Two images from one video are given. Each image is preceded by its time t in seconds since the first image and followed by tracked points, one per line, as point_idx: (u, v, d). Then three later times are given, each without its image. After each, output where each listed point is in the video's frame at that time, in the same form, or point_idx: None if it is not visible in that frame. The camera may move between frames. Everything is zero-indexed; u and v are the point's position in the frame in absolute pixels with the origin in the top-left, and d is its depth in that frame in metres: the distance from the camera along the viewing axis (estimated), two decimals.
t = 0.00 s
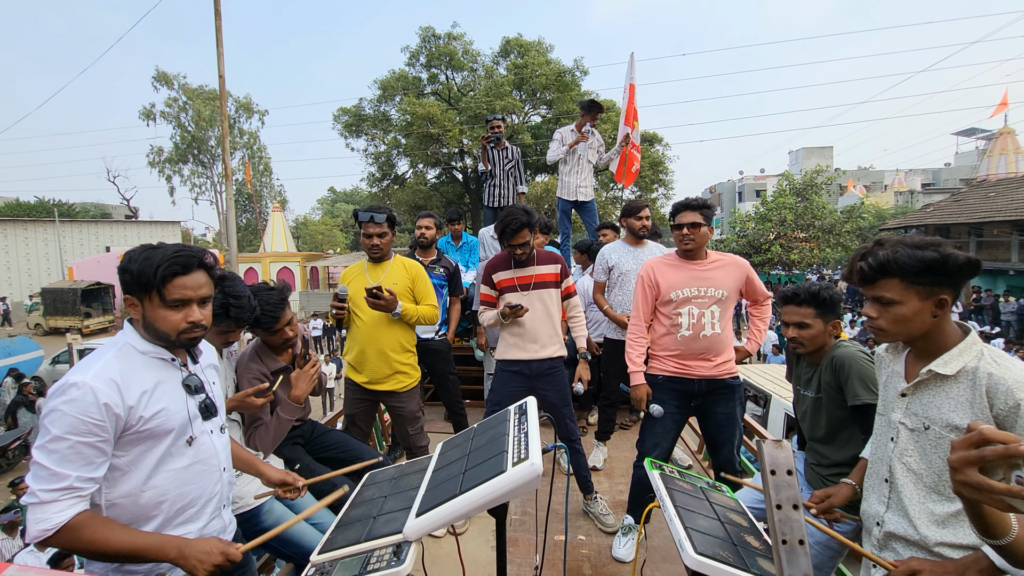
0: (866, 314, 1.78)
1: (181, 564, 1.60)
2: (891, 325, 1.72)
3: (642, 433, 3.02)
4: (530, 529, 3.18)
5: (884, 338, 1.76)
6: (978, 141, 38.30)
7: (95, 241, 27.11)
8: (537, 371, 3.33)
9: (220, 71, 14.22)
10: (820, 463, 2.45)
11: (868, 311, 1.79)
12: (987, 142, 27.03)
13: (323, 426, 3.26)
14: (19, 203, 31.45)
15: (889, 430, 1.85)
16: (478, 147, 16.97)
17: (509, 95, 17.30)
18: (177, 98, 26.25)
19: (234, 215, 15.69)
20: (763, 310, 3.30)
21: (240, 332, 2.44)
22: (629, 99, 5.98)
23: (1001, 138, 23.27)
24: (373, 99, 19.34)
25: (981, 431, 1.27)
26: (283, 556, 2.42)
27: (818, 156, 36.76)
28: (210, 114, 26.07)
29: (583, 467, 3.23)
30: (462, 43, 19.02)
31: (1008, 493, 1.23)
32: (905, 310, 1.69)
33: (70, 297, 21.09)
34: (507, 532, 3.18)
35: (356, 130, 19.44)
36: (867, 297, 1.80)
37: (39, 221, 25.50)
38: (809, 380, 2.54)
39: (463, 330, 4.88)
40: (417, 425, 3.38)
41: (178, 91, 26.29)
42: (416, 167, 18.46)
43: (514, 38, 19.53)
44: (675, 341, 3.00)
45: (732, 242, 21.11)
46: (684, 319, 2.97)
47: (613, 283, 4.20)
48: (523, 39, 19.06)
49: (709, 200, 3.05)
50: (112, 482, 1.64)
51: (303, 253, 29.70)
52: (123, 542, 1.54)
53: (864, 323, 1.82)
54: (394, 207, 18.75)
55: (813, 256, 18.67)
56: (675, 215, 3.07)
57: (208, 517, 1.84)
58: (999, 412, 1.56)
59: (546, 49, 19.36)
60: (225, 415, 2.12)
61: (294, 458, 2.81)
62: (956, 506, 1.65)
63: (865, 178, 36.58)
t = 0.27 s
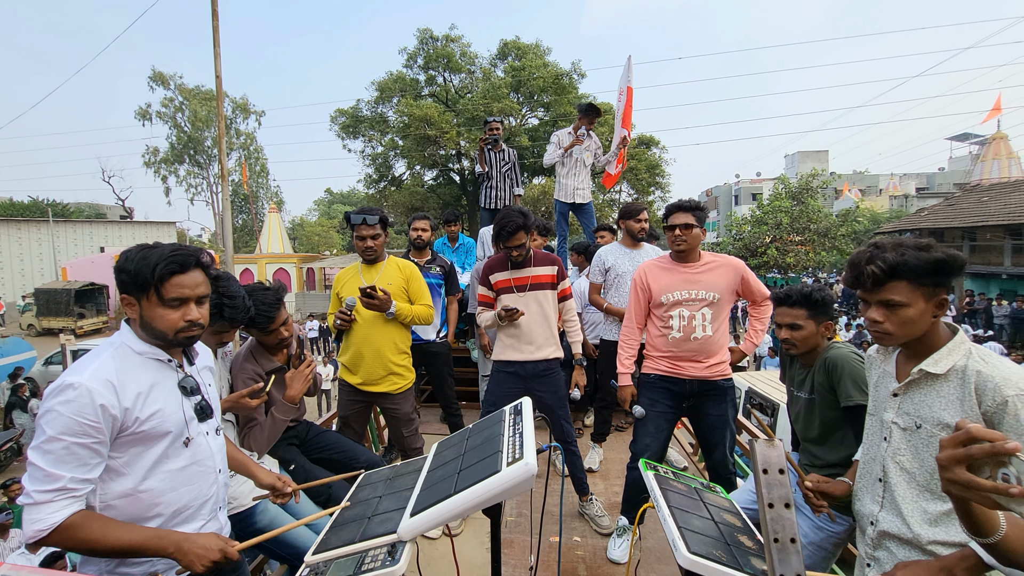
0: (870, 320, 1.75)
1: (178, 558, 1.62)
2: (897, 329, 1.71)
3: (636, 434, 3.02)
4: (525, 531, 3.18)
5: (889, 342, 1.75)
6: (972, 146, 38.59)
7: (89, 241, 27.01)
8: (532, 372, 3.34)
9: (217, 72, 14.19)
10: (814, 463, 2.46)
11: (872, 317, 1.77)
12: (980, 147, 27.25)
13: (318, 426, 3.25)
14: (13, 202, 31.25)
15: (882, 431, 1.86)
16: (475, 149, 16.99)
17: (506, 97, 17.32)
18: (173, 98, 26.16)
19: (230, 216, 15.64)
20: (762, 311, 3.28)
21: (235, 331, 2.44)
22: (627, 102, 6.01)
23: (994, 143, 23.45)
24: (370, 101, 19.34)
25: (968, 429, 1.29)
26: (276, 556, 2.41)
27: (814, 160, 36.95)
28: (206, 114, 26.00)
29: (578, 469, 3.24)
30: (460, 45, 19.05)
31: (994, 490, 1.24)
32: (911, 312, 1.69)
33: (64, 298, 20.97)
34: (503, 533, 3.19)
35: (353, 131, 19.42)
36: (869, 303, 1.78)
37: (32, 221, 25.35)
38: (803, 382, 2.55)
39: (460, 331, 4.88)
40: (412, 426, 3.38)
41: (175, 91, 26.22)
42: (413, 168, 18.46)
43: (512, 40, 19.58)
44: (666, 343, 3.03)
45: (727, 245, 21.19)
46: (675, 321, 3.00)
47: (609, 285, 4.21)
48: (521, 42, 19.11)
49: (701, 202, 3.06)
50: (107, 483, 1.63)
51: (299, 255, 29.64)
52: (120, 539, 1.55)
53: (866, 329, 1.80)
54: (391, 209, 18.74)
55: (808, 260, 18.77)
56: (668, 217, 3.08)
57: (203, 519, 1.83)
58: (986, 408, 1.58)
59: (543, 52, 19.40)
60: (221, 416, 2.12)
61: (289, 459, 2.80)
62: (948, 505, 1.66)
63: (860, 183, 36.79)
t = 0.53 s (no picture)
0: (874, 328, 1.74)
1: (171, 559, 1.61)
2: (900, 337, 1.71)
3: (626, 436, 3.02)
4: (520, 532, 3.18)
5: (890, 349, 1.74)
6: (971, 157, 38.74)
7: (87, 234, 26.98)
8: (530, 373, 3.34)
9: (220, 67, 14.18)
10: (810, 470, 2.46)
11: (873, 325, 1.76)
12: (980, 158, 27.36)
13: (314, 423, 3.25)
14: (11, 193, 31.15)
15: (878, 438, 1.87)
16: (477, 149, 17.01)
17: (508, 99, 17.34)
18: (175, 93, 26.12)
19: (229, 212, 15.63)
20: (753, 318, 3.26)
21: (232, 326, 2.44)
22: (629, 108, 6.03)
23: (994, 154, 23.56)
24: (372, 99, 19.34)
25: (963, 437, 1.29)
26: (271, 552, 2.41)
27: (814, 167, 37.04)
28: (208, 109, 25.97)
29: (574, 471, 3.24)
30: (463, 46, 19.08)
31: (989, 498, 1.25)
32: (915, 320, 1.70)
33: (61, 291, 20.90)
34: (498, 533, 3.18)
35: (354, 129, 19.42)
36: (872, 310, 1.77)
37: (31, 213, 25.27)
38: (800, 388, 2.56)
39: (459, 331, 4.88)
40: (408, 426, 3.37)
41: (177, 85, 26.19)
42: (414, 168, 18.46)
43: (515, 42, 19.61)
44: (653, 346, 3.04)
45: (726, 250, 21.22)
46: (661, 325, 3.02)
47: (609, 287, 4.21)
48: (524, 44, 19.14)
49: (690, 208, 3.07)
50: (103, 476, 1.63)
51: (298, 252, 29.61)
52: (111, 537, 1.55)
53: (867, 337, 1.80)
54: (391, 208, 18.73)
55: (806, 267, 18.83)
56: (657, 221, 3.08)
57: (199, 513, 1.83)
58: (978, 415, 1.59)
59: (546, 54, 19.43)
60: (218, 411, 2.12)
61: (285, 455, 2.80)
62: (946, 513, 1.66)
63: (860, 191, 36.89)
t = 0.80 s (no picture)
0: (890, 340, 1.74)
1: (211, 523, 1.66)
2: (915, 349, 1.72)
3: (621, 439, 3.03)
4: (518, 533, 3.19)
5: (902, 362, 1.74)
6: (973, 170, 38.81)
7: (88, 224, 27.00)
8: (531, 375, 3.35)
9: (226, 62, 14.20)
10: (808, 478, 2.47)
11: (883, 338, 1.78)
12: (982, 171, 27.42)
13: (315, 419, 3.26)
14: (13, 182, 31.13)
15: (879, 448, 1.88)
16: (480, 150, 17.03)
17: (513, 100, 17.37)
18: (180, 85, 26.15)
19: (231, 206, 15.63)
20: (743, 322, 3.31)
21: (238, 320, 2.46)
22: (636, 114, 6.06)
23: (995, 168, 23.62)
24: (377, 97, 19.36)
25: (964, 449, 1.30)
26: (269, 547, 2.41)
27: (816, 176, 37.09)
28: (212, 103, 25.99)
29: (572, 473, 3.25)
30: (469, 46, 19.11)
31: (989, 510, 1.26)
32: (930, 332, 1.71)
33: (61, 280, 20.90)
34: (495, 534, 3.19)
35: (359, 126, 19.45)
36: (887, 322, 1.76)
37: (32, 202, 25.27)
38: (801, 397, 2.57)
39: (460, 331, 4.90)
40: (409, 424, 3.38)
41: (182, 78, 26.23)
42: (417, 166, 18.48)
43: (521, 44, 19.65)
44: (654, 351, 3.03)
45: (727, 257, 21.25)
46: (663, 329, 3.01)
47: (610, 291, 4.23)
48: (530, 46, 19.18)
49: (688, 214, 3.10)
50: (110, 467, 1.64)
51: (299, 247, 29.62)
52: (150, 511, 1.58)
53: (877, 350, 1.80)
54: (393, 206, 18.74)
55: (806, 276, 18.88)
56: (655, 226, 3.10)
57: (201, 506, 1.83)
58: (978, 428, 1.60)
59: (552, 56, 19.47)
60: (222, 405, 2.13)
61: (285, 450, 2.81)
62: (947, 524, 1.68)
63: (861, 201, 36.92)
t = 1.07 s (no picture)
0: (902, 346, 1.74)
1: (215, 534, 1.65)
2: (925, 356, 1.73)
3: (625, 444, 3.05)
4: (516, 535, 3.20)
5: (911, 368, 1.74)
6: (973, 173, 38.85)
7: (87, 223, 27.02)
8: (529, 378, 3.36)
9: (228, 61, 14.23)
10: (805, 481, 2.49)
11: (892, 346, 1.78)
12: (981, 175, 27.46)
13: (315, 420, 3.27)
14: (13, 180, 31.12)
15: (879, 452, 1.90)
16: (481, 151, 17.05)
17: (513, 101, 17.40)
18: (180, 85, 26.17)
19: (231, 205, 15.63)
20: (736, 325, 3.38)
21: (240, 319, 2.45)
22: (638, 117, 6.08)
23: (995, 171, 23.65)
24: (378, 98, 19.38)
25: (956, 455, 1.32)
26: (269, 548, 2.42)
27: (816, 179, 37.12)
28: (213, 102, 26.00)
29: (571, 475, 3.26)
30: (470, 47, 19.14)
31: (979, 515, 1.27)
32: (939, 339, 1.72)
33: (60, 279, 20.89)
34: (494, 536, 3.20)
35: (359, 126, 19.46)
36: (900, 329, 1.77)
37: (32, 200, 25.27)
38: (799, 400, 2.59)
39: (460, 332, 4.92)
40: (410, 425, 3.40)
41: (182, 77, 26.25)
42: (418, 167, 18.50)
43: (522, 45, 19.68)
44: (661, 354, 3.03)
45: (726, 259, 21.28)
46: (670, 332, 3.01)
47: (609, 293, 4.25)
48: (531, 47, 19.21)
49: (692, 217, 3.11)
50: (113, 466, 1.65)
51: (298, 247, 29.61)
52: (156, 518, 1.58)
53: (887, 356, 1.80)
54: (393, 206, 18.75)
55: (805, 278, 18.91)
56: (660, 229, 3.10)
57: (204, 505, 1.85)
58: (981, 435, 1.63)
59: (553, 58, 19.50)
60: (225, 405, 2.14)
61: (285, 452, 2.82)
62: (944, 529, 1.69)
63: (861, 204, 36.96)
